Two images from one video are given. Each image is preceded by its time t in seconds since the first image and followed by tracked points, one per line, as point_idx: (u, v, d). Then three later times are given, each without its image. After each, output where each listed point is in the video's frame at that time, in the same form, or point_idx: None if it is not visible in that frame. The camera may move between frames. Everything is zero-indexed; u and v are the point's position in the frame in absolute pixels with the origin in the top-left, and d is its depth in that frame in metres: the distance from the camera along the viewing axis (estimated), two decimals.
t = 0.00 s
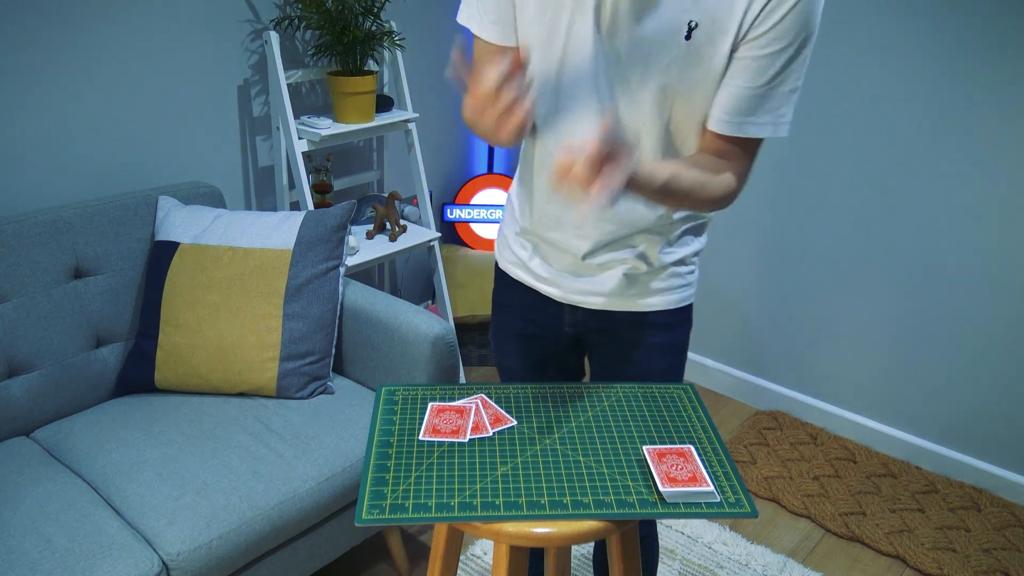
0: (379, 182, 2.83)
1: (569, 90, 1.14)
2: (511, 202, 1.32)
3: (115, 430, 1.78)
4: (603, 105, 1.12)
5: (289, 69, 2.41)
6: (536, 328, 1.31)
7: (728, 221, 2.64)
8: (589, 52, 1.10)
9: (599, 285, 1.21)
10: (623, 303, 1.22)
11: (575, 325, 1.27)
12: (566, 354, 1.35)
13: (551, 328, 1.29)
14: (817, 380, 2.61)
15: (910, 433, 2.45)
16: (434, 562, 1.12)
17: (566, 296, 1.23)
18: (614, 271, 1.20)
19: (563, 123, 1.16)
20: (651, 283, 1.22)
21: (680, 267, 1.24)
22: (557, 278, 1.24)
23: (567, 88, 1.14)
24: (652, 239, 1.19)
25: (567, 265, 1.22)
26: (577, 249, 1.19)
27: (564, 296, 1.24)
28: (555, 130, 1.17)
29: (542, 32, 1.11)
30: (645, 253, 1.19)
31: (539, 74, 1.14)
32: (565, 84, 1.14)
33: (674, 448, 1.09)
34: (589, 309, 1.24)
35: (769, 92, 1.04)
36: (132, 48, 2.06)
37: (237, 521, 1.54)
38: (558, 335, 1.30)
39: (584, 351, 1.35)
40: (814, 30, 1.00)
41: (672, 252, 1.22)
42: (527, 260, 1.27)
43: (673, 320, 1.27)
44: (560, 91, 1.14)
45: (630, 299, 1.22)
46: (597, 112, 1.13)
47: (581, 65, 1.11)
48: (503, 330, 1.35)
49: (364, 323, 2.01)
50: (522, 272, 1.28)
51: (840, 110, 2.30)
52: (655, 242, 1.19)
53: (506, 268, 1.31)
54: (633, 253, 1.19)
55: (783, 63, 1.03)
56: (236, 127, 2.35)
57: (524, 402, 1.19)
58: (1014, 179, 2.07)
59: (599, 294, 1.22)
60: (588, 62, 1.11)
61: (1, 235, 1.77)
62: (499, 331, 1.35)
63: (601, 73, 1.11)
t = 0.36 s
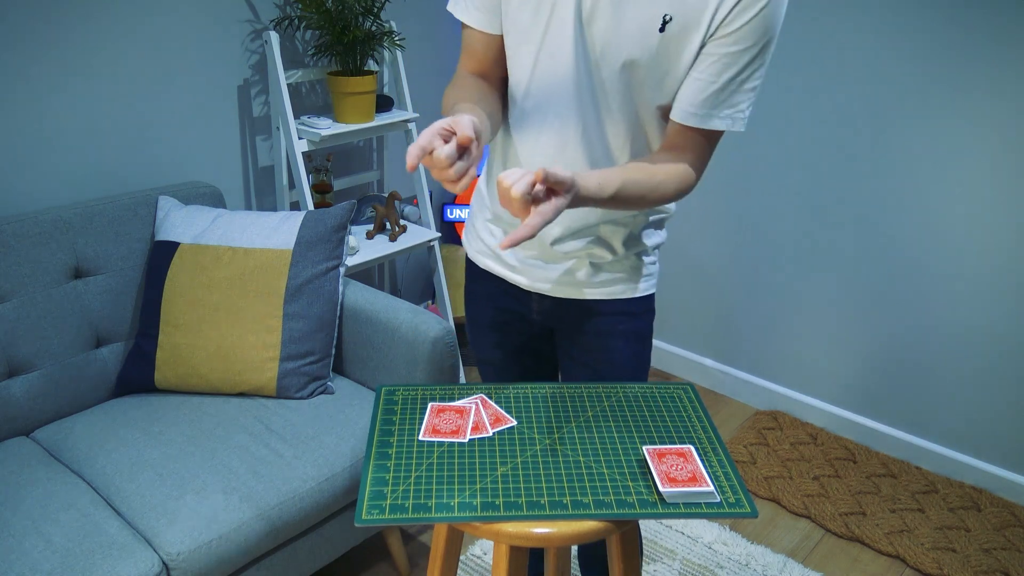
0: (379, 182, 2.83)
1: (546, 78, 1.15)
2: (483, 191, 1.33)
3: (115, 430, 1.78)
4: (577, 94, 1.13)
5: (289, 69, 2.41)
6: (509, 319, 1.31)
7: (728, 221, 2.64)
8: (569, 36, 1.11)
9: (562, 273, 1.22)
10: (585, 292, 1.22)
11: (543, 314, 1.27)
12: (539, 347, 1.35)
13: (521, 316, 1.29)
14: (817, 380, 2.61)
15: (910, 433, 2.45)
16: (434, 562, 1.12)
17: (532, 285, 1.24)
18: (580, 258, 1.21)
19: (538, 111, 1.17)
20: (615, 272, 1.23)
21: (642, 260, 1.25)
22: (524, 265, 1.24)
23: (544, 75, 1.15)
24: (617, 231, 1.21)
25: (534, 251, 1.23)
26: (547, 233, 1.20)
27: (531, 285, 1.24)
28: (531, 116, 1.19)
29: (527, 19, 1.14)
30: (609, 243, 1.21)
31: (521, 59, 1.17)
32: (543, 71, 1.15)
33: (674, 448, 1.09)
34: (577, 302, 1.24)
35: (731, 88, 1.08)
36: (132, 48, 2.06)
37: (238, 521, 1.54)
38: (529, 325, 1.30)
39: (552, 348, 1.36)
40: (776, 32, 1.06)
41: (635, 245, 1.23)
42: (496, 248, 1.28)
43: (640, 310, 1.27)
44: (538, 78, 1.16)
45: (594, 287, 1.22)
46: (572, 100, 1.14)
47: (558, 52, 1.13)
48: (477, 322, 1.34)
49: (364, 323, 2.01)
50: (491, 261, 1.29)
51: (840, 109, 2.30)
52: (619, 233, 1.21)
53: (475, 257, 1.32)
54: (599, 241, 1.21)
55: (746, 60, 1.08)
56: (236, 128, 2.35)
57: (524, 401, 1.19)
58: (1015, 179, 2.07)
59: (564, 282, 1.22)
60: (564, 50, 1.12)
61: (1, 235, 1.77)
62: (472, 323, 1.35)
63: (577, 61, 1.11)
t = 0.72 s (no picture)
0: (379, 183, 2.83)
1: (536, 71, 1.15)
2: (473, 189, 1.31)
3: (115, 430, 1.78)
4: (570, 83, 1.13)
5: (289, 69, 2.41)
6: (504, 319, 1.30)
7: (728, 221, 2.64)
8: (558, 30, 1.11)
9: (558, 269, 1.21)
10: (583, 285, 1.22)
11: (540, 312, 1.27)
12: (533, 345, 1.35)
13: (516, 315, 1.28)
14: (817, 380, 2.61)
15: (911, 433, 2.45)
16: (434, 562, 1.12)
17: (529, 283, 1.23)
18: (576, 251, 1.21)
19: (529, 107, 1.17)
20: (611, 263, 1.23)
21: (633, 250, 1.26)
22: (520, 262, 1.23)
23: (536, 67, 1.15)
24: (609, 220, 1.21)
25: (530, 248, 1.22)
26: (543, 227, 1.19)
27: (529, 283, 1.23)
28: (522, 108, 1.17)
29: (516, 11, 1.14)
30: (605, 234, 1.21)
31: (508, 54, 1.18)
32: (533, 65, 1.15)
33: (674, 448, 1.09)
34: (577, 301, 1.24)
35: (715, 62, 1.11)
36: (132, 48, 2.06)
37: (238, 521, 1.54)
38: (524, 324, 1.30)
39: (545, 345, 1.36)
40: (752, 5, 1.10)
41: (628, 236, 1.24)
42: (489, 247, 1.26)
43: (634, 301, 1.27)
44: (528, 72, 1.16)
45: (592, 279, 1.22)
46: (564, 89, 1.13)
47: (550, 43, 1.13)
48: (470, 324, 1.34)
49: (363, 323, 2.01)
50: (485, 261, 1.27)
51: (840, 109, 2.29)
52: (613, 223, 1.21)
53: (467, 258, 1.30)
54: (595, 234, 1.20)
55: (726, 37, 1.11)
56: (236, 128, 2.35)
57: (524, 402, 1.19)
58: (1015, 179, 2.07)
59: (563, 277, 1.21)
60: (556, 40, 1.12)
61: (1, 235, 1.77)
62: (465, 325, 1.35)
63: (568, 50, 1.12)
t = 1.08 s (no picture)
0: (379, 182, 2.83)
1: (532, 72, 1.13)
2: (467, 190, 1.29)
3: (115, 430, 1.78)
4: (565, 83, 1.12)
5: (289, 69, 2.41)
6: (502, 318, 1.30)
7: (728, 221, 2.64)
8: (553, 30, 1.10)
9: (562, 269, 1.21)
10: (584, 284, 1.22)
11: (539, 311, 1.26)
12: (529, 344, 1.35)
13: (514, 315, 1.28)
14: (817, 380, 2.61)
15: (910, 433, 2.45)
16: (434, 561, 1.12)
17: (531, 285, 1.22)
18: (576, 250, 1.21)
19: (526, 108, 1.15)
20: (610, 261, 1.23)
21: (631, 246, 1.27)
22: (521, 264, 1.22)
23: (531, 66, 1.13)
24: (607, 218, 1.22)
25: (531, 250, 1.21)
26: (544, 228, 1.18)
27: (529, 284, 1.22)
28: (518, 109, 1.16)
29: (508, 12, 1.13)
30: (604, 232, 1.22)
31: (502, 53, 1.15)
32: (529, 66, 1.13)
33: (674, 448, 1.09)
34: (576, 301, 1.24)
35: (719, 53, 1.14)
36: (132, 47, 2.06)
37: (238, 521, 1.54)
38: (522, 322, 1.30)
39: (543, 343, 1.36)
40: None
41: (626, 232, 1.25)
42: (488, 248, 1.25)
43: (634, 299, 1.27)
44: (524, 73, 1.14)
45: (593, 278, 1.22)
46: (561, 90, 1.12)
47: (544, 44, 1.11)
48: (468, 324, 1.33)
49: (363, 323, 2.01)
50: (484, 263, 1.26)
51: (840, 109, 2.29)
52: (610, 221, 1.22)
53: (464, 261, 1.29)
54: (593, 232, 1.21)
55: (726, 26, 1.14)
56: (236, 128, 2.35)
57: (524, 402, 1.19)
58: (1015, 179, 2.07)
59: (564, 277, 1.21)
60: (548, 39, 1.10)
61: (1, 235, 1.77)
62: (462, 325, 1.34)
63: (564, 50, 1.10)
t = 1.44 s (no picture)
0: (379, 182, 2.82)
1: (530, 76, 1.14)
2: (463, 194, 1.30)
3: (115, 429, 1.78)
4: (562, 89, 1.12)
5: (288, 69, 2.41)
6: (501, 319, 1.29)
7: (728, 221, 2.64)
8: (550, 35, 1.10)
9: (564, 271, 1.22)
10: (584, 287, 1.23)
11: (538, 312, 1.26)
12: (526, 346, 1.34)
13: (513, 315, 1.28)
14: (817, 380, 2.61)
15: (910, 433, 2.45)
16: (434, 561, 1.12)
17: (532, 287, 1.23)
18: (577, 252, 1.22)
19: (524, 113, 1.16)
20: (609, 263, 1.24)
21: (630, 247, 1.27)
22: (520, 267, 1.23)
23: (530, 71, 1.14)
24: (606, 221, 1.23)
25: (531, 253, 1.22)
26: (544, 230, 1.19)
27: (529, 287, 1.23)
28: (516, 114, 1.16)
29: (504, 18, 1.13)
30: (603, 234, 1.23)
31: (498, 59, 1.16)
32: (527, 71, 1.14)
33: (674, 448, 1.09)
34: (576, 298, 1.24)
35: (722, 48, 1.07)
36: (132, 47, 2.06)
37: (238, 521, 1.54)
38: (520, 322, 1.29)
39: (541, 348, 1.35)
40: None
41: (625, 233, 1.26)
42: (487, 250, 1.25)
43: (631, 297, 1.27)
44: (521, 78, 1.14)
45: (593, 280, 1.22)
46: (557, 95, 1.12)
47: (541, 49, 1.12)
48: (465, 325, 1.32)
49: (363, 323, 2.01)
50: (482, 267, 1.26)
51: (840, 109, 2.29)
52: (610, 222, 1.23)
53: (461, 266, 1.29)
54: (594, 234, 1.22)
55: (728, 24, 1.08)
56: (236, 128, 2.35)
57: (524, 402, 1.19)
58: (1015, 179, 2.07)
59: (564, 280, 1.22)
60: (546, 45, 1.11)
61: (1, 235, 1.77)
62: (459, 327, 1.33)
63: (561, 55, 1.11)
